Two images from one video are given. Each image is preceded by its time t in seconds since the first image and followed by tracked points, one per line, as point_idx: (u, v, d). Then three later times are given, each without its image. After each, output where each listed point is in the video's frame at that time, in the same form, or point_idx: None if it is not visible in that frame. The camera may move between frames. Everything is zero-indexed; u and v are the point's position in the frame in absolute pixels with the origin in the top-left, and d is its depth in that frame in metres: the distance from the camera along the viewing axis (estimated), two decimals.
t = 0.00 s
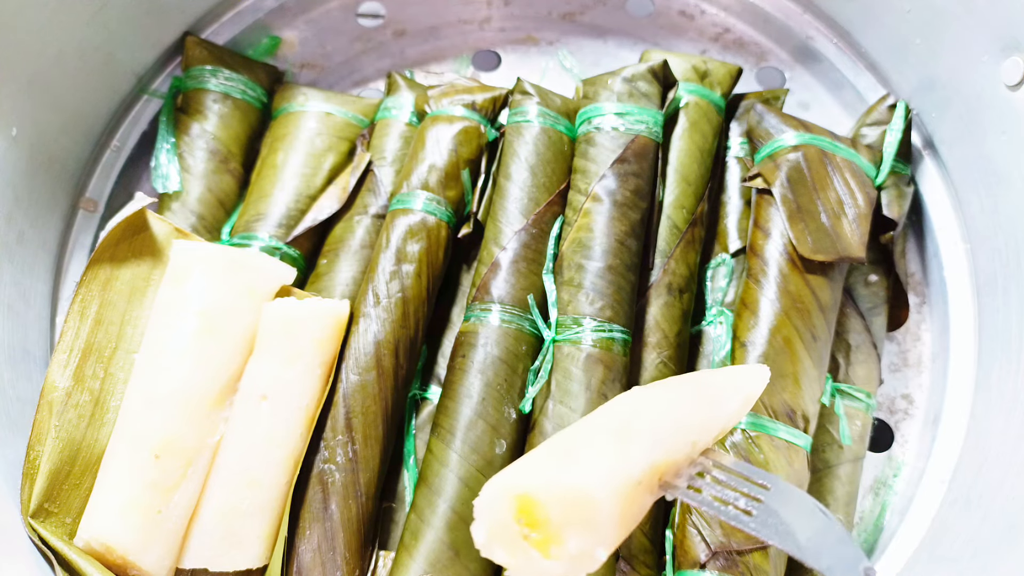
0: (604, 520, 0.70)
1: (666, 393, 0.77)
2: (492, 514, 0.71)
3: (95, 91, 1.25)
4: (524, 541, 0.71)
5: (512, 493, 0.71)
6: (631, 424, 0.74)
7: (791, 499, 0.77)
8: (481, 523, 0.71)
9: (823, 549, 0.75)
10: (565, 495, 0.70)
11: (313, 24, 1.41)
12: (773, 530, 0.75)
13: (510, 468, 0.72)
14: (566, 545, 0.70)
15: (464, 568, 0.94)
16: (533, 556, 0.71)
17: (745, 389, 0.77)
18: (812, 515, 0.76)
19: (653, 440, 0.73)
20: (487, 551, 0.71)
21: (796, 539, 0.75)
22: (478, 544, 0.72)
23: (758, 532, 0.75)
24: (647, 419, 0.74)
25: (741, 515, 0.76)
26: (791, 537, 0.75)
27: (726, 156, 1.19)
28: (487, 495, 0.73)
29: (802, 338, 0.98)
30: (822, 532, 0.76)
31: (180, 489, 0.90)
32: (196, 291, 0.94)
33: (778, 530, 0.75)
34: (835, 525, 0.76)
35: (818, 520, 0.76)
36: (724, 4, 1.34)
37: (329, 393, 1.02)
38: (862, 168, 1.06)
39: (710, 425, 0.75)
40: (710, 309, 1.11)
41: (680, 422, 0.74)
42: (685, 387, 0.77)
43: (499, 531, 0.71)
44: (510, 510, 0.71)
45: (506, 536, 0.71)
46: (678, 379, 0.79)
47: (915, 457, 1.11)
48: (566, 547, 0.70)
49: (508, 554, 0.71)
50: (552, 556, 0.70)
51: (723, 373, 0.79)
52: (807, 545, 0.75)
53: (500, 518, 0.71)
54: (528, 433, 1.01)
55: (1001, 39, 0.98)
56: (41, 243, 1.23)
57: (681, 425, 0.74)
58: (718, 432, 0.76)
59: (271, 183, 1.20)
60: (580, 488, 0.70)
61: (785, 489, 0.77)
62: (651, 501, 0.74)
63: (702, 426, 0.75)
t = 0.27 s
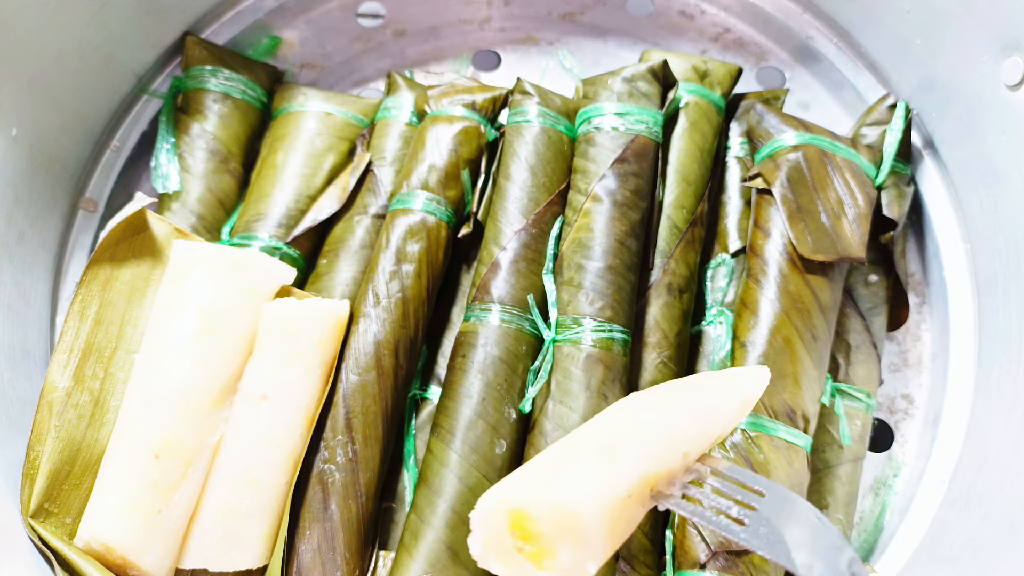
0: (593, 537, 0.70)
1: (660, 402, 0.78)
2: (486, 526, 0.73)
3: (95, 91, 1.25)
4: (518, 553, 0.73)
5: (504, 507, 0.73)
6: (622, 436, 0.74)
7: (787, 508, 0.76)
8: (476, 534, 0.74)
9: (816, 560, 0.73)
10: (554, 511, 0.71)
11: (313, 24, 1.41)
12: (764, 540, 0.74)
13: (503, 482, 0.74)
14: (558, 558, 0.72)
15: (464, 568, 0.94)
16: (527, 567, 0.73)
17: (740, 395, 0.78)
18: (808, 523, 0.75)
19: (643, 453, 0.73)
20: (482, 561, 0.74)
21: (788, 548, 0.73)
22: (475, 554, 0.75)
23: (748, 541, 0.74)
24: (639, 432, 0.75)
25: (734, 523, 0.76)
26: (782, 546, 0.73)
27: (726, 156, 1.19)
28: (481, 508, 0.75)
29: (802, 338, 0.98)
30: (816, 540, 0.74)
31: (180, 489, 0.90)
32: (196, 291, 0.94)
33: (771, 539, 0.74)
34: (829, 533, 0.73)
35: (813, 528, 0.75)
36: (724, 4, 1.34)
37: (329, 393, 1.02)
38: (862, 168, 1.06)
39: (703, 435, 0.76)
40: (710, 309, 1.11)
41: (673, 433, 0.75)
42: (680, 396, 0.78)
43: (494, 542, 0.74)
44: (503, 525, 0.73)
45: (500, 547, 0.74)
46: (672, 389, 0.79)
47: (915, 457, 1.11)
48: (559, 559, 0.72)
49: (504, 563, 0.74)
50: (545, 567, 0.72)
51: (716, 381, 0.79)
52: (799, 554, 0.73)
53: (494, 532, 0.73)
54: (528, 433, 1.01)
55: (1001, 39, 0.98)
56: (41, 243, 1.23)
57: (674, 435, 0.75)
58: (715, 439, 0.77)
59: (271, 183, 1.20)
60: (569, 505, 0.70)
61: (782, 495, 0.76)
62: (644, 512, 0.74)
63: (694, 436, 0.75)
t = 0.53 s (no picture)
0: (599, 528, 0.70)
1: (660, 401, 0.78)
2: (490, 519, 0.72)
3: (95, 92, 1.25)
4: (522, 547, 0.71)
5: (509, 500, 0.72)
6: (625, 432, 0.74)
7: (788, 505, 0.78)
8: (479, 528, 0.73)
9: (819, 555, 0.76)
10: (560, 503, 0.70)
11: (313, 24, 1.41)
12: (769, 536, 0.76)
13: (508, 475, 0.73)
14: (564, 552, 0.70)
15: (464, 568, 0.94)
16: (531, 561, 0.71)
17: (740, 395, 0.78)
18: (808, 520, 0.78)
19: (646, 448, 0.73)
20: (484, 556, 0.73)
21: (792, 545, 0.76)
22: (477, 549, 0.73)
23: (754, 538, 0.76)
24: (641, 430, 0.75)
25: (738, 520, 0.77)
26: (788, 543, 0.76)
27: (726, 156, 1.19)
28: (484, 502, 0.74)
29: (802, 338, 0.98)
30: (817, 537, 0.77)
31: (180, 489, 0.90)
32: (196, 291, 0.94)
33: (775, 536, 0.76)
34: (831, 532, 0.77)
35: (814, 526, 0.77)
36: (724, 4, 1.34)
37: (329, 393, 1.02)
38: (862, 168, 1.06)
39: (704, 433, 0.76)
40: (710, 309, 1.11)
41: (675, 430, 0.75)
42: (679, 395, 0.78)
43: (497, 535, 0.72)
44: (508, 518, 0.71)
45: (503, 542, 0.72)
46: (672, 389, 0.79)
47: (915, 457, 1.11)
48: (564, 554, 0.70)
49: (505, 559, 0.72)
50: (549, 562, 0.71)
51: (717, 381, 0.79)
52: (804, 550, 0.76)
53: (498, 525, 0.72)
54: (528, 433, 1.01)
55: (1001, 39, 0.98)
56: (41, 243, 1.23)
57: (675, 433, 0.75)
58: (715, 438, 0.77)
59: (271, 183, 1.20)
60: (575, 497, 0.70)
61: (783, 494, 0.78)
62: (648, 509, 0.74)
63: (697, 434, 0.76)
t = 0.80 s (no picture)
0: (598, 529, 0.70)
1: (660, 401, 0.78)
2: (488, 520, 0.72)
3: (95, 91, 1.25)
4: (520, 548, 0.72)
5: (507, 500, 0.72)
6: (624, 432, 0.75)
7: (788, 506, 0.77)
8: (477, 529, 0.73)
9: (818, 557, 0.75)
10: (558, 505, 0.70)
11: (313, 24, 1.41)
12: (768, 537, 0.75)
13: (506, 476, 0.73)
14: (562, 552, 0.71)
15: (464, 568, 0.94)
16: (529, 562, 0.72)
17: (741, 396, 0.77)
18: (808, 521, 0.77)
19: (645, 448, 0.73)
20: (483, 557, 0.73)
21: (791, 545, 0.75)
22: (475, 549, 0.73)
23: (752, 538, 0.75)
24: (641, 430, 0.75)
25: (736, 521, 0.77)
26: (787, 543, 0.75)
27: (726, 156, 1.19)
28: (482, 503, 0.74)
29: (802, 338, 0.98)
30: (817, 538, 0.76)
31: (180, 489, 0.90)
32: (196, 291, 0.94)
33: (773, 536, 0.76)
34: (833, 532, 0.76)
35: (815, 527, 0.76)
36: (724, 4, 1.34)
37: (329, 393, 1.02)
38: (862, 168, 1.06)
39: (704, 434, 0.76)
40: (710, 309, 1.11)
41: (675, 430, 0.75)
42: (679, 395, 0.78)
43: (495, 536, 0.73)
44: (506, 518, 0.72)
45: (501, 542, 0.73)
46: (672, 390, 0.79)
47: (915, 457, 1.11)
48: (562, 554, 0.71)
49: (503, 559, 0.73)
50: (548, 562, 0.71)
51: (717, 382, 0.79)
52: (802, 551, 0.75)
53: (497, 526, 0.72)
54: (528, 433, 1.01)
55: (1001, 39, 0.98)
56: (41, 243, 1.23)
57: (674, 433, 0.75)
58: (715, 438, 0.77)
59: (271, 183, 1.19)
60: (573, 498, 0.70)
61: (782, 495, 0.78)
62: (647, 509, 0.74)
63: (697, 435, 0.76)
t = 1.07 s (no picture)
0: (599, 517, 0.69)
1: (659, 390, 0.78)
2: (486, 508, 0.71)
3: (95, 92, 1.25)
4: (518, 537, 0.70)
5: (506, 488, 0.71)
6: (625, 419, 0.74)
7: (791, 496, 0.80)
8: (473, 518, 0.71)
9: (823, 547, 0.79)
10: (559, 493, 0.69)
11: (313, 24, 1.41)
12: (772, 527, 0.77)
13: (505, 463, 0.72)
14: (562, 542, 0.70)
15: (464, 568, 0.94)
16: (527, 552, 0.70)
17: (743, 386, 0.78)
18: (813, 512, 0.80)
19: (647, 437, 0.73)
20: (479, 547, 0.71)
21: (796, 537, 0.77)
22: (471, 540, 0.71)
23: (758, 529, 0.77)
24: (642, 419, 0.75)
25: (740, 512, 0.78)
26: (792, 533, 0.77)
27: (726, 156, 1.19)
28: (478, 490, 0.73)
29: (802, 337, 0.98)
30: (821, 529, 0.79)
31: (180, 489, 0.90)
32: (196, 291, 0.94)
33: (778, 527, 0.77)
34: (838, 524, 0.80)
35: (819, 518, 0.80)
36: (724, 4, 1.34)
37: (329, 393, 1.02)
38: (862, 168, 1.06)
39: (705, 424, 0.76)
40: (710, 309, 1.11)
41: (676, 420, 0.75)
42: (680, 384, 0.78)
43: (492, 525, 0.71)
44: (505, 507, 0.70)
45: (498, 532, 0.71)
46: (672, 379, 0.79)
47: (915, 457, 1.11)
48: (562, 544, 0.70)
49: (500, 549, 0.71)
50: (547, 553, 0.70)
51: (719, 371, 0.79)
52: (808, 540, 0.78)
53: (494, 515, 0.71)
54: (528, 433, 1.01)
55: (1001, 39, 0.98)
56: (41, 243, 1.23)
57: (675, 422, 0.75)
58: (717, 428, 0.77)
59: (271, 183, 1.19)
60: (575, 486, 0.69)
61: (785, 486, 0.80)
62: (648, 499, 0.74)
63: (699, 425, 0.76)
